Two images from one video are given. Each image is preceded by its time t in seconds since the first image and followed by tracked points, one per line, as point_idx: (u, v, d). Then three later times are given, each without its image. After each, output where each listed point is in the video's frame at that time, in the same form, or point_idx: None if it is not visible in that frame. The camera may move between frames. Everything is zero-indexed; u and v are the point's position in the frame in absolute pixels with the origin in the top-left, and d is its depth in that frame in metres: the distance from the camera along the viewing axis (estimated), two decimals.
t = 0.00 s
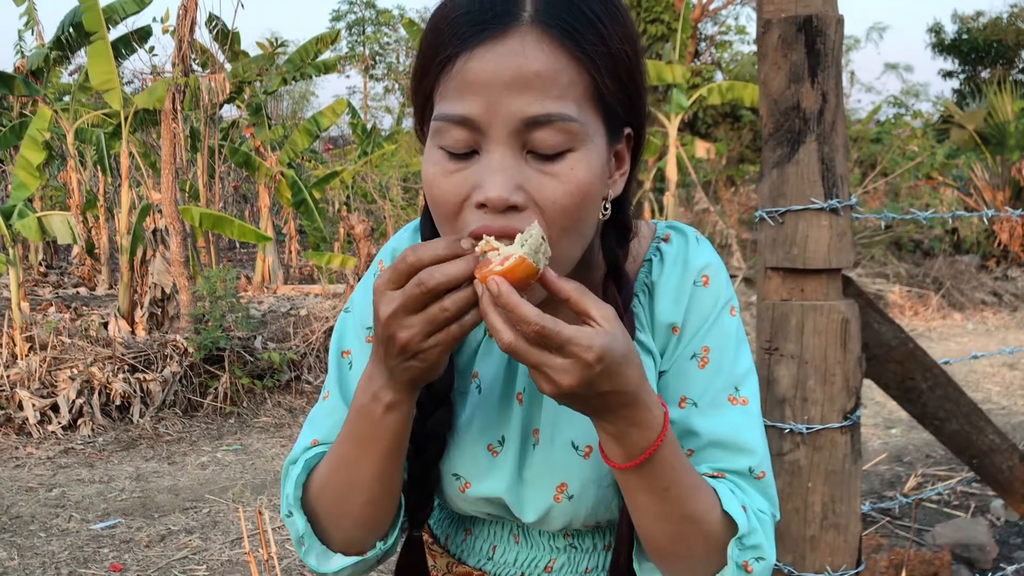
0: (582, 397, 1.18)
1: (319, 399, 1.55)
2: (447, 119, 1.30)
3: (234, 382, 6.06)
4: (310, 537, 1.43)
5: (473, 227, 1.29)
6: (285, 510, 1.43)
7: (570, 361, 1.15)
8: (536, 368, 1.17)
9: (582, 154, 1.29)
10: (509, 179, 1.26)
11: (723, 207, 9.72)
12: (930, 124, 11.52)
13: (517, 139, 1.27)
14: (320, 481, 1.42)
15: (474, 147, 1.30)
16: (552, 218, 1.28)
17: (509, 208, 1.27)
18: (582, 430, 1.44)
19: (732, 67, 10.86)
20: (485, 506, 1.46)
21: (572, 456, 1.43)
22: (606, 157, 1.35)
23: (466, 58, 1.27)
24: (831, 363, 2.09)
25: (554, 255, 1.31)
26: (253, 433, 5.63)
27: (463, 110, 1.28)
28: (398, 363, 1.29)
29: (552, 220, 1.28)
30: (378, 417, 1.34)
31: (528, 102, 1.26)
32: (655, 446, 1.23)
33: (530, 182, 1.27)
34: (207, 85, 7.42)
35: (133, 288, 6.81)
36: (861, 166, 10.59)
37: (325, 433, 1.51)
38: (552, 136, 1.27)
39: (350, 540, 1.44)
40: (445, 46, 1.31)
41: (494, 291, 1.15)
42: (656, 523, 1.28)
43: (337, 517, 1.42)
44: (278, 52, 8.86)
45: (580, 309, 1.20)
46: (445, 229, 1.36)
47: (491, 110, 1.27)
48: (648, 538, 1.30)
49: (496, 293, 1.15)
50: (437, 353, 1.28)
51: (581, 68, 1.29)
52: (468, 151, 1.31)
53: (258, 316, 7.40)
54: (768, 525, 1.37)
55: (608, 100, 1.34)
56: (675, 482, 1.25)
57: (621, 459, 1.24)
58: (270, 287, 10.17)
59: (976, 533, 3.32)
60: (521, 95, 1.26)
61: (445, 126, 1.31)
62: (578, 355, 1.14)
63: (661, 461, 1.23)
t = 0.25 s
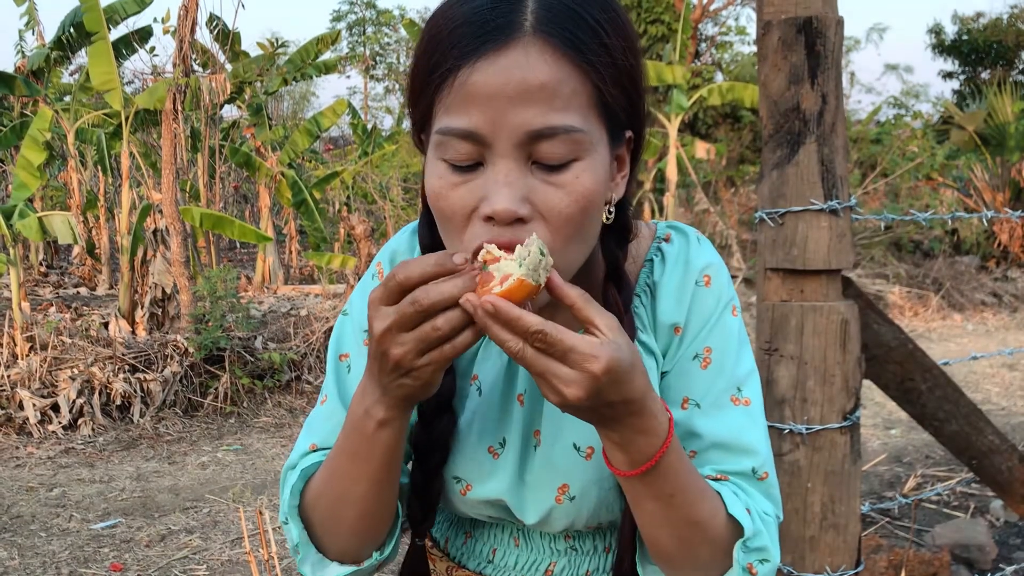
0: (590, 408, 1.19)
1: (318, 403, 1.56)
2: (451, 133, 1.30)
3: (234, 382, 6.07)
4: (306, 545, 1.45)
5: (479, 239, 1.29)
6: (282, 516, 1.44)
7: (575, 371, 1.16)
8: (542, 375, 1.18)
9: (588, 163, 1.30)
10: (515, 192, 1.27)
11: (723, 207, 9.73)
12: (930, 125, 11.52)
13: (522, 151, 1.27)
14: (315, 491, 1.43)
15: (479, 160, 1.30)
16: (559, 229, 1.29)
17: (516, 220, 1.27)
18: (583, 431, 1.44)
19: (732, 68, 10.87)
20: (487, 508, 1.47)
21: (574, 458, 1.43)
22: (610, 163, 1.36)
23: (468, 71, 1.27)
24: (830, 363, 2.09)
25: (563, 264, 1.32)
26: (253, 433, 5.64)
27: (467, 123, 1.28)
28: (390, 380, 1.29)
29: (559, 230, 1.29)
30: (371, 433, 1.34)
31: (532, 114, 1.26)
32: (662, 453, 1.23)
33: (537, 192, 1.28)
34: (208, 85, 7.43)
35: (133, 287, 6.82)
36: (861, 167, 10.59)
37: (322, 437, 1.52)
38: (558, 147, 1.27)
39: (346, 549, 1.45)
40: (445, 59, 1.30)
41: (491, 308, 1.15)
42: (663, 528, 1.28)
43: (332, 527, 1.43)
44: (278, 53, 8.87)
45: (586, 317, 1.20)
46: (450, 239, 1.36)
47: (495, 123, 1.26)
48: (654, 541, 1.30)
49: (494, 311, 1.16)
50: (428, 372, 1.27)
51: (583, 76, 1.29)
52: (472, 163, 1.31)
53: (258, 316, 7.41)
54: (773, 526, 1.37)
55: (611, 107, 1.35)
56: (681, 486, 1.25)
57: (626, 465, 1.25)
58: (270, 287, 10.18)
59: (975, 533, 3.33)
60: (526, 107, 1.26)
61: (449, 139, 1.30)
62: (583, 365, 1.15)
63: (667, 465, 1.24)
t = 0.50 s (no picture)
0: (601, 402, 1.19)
1: (314, 407, 1.56)
2: (455, 136, 1.30)
3: (234, 382, 6.07)
4: (300, 551, 1.46)
5: (485, 243, 1.30)
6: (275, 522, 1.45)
7: (586, 365, 1.16)
8: (551, 370, 1.18)
9: (592, 165, 1.30)
10: (520, 194, 1.27)
11: (723, 208, 9.74)
12: (929, 126, 11.52)
13: (527, 153, 1.28)
14: (307, 497, 1.43)
15: (482, 163, 1.30)
16: (564, 231, 1.29)
17: (521, 223, 1.27)
18: (584, 432, 1.44)
19: (732, 68, 10.88)
20: (488, 510, 1.48)
21: (575, 458, 1.43)
22: (613, 164, 1.36)
23: (471, 73, 1.27)
24: (829, 364, 2.10)
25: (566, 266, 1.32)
26: (253, 434, 5.64)
27: (471, 126, 1.28)
28: (372, 391, 1.30)
29: (565, 232, 1.29)
30: (357, 442, 1.35)
31: (537, 116, 1.26)
32: (666, 451, 1.24)
33: (542, 194, 1.28)
34: (208, 85, 7.43)
35: (133, 288, 6.82)
36: (861, 168, 10.59)
37: (318, 441, 1.52)
38: (563, 149, 1.28)
39: (340, 555, 1.46)
40: (448, 62, 1.30)
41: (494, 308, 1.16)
42: (669, 527, 1.29)
43: (325, 534, 1.43)
44: (278, 53, 8.88)
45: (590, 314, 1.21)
46: (453, 244, 1.36)
47: (499, 126, 1.27)
48: (660, 540, 1.31)
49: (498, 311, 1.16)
50: (409, 383, 1.28)
51: (586, 77, 1.30)
52: (477, 167, 1.31)
53: (258, 316, 7.41)
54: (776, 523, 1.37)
55: (614, 108, 1.36)
56: (684, 484, 1.26)
57: (631, 461, 1.25)
58: (270, 287, 10.18)
59: (974, 534, 3.33)
60: (531, 109, 1.26)
61: (452, 142, 1.31)
62: (593, 358, 1.16)
63: (671, 464, 1.24)
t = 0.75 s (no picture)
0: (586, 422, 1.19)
1: (312, 408, 1.56)
2: (472, 136, 1.28)
3: (233, 383, 6.07)
4: (297, 554, 1.45)
5: (503, 244, 1.28)
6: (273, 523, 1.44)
7: (568, 391, 1.16)
8: (538, 389, 1.18)
9: (607, 161, 1.31)
10: (541, 193, 1.26)
11: (722, 208, 9.73)
12: (929, 126, 11.53)
13: (546, 151, 1.27)
14: (305, 501, 1.42)
15: (500, 162, 1.29)
16: (583, 229, 1.29)
17: (542, 222, 1.27)
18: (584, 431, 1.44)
19: (731, 69, 10.88)
20: (487, 510, 1.48)
21: (575, 457, 1.43)
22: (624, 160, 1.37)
23: (487, 73, 1.26)
24: (829, 364, 2.10)
25: (581, 264, 1.32)
26: (252, 434, 5.64)
27: (489, 127, 1.27)
28: (364, 401, 1.29)
29: (582, 229, 1.29)
30: (352, 448, 1.34)
31: (556, 114, 1.26)
32: (660, 458, 1.23)
33: (562, 193, 1.28)
34: (207, 85, 7.41)
35: (132, 288, 6.82)
36: (860, 168, 10.59)
37: (317, 442, 1.52)
38: (580, 146, 1.28)
39: (337, 558, 1.45)
40: (461, 62, 1.28)
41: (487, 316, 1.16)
42: (665, 532, 1.28)
43: (322, 536, 1.43)
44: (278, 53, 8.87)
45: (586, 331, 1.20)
46: (466, 246, 1.35)
47: (518, 125, 1.26)
48: (655, 544, 1.31)
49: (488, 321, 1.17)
50: (402, 396, 1.28)
51: (600, 73, 1.30)
52: (493, 167, 1.30)
53: (257, 317, 7.40)
54: (774, 526, 1.37)
55: (624, 103, 1.36)
56: (679, 493, 1.25)
57: (625, 471, 1.25)
58: (269, 287, 10.17)
59: (973, 534, 3.33)
60: (550, 107, 1.26)
61: (468, 143, 1.29)
62: (577, 388, 1.15)
63: (665, 472, 1.23)
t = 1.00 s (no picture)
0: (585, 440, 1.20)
1: (308, 406, 1.56)
2: (474, 131, 1.28)
3: (231, 382, 6.06)
4: (294, 554, 1.45)
5: (504, 240, 1.28)
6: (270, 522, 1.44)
7: (566, 412, 1.17)
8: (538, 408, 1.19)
9: (608, 156, 1.31)
10: (543, 189, 1.26)
11: (721, 208, 9.73)
12: (928, 126, 11.53)
13: (548, 147, 1.27)
14: (301, 502, 1.42)
15: (502, 158, 1.29)
16: (583, 224, 1.29)
17: (544, 217, 1.26)
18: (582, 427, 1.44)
19: (730, 68, 10.88)
20: (485, 507, 1.47)
21: (573, 454, 1.43)
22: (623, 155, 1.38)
23: (490, 68, 1.25)
24: (827, 363, 2.10)
25: (581, 259, 1.32)
26: (251, 433, 5.64)
27: (491, 122, 1.27)
28: (355, 412, 1.29)
29: (584, 224, 1.29)
30: (345, 454, 1.34)
31: (558, 109, 1.26)
32: (659, 465, 1.22)
33: (564, 189, 1.28)
34: (206, 85, 7.40)
35: (130, 288, 6.81)
36: (859, 167, 10.58)
37: (314, 441, 1.51)
38: (582, 141, 1.28)
39: (334, 559, 1.45)
40: (463, 57, 1.27)
41: (491, 329, 1.16)
42: (662, 536, 1.28)
43: (319, 537, 1.43)
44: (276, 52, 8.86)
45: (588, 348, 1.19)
46: (468, 241, 1.35)
47: (521, 121, 1.26)
48: (653, 547, 1.30)
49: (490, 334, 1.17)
50: (391, 407, 1.27)
51: (601, 68, 1.30)
52: (495, 162, 1.30)
53: (256, 316, 7.40)
54: (770, 525, 1.37)
55: (623, 98, 1.37)
56: (678, 500, 1.25)
57: (622, 480, 1.24)
58: (268, 287, 10.16)
59: (972, 533, 3.33)
60: (552, 102, 1.26)
61: (470, 139, 1.29)
62: (575, 409, 1.15)
63: (663, 478, 1.23)
